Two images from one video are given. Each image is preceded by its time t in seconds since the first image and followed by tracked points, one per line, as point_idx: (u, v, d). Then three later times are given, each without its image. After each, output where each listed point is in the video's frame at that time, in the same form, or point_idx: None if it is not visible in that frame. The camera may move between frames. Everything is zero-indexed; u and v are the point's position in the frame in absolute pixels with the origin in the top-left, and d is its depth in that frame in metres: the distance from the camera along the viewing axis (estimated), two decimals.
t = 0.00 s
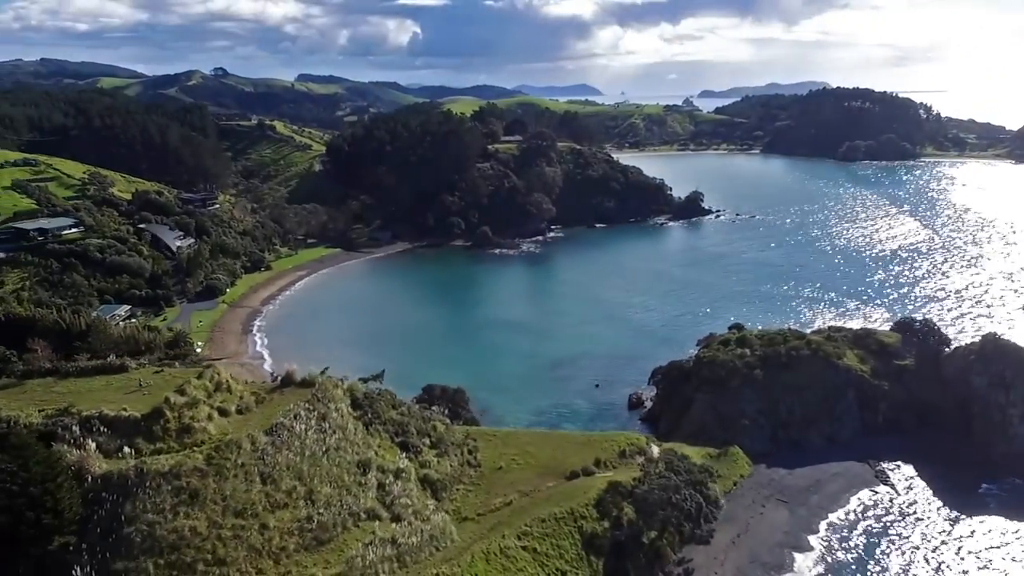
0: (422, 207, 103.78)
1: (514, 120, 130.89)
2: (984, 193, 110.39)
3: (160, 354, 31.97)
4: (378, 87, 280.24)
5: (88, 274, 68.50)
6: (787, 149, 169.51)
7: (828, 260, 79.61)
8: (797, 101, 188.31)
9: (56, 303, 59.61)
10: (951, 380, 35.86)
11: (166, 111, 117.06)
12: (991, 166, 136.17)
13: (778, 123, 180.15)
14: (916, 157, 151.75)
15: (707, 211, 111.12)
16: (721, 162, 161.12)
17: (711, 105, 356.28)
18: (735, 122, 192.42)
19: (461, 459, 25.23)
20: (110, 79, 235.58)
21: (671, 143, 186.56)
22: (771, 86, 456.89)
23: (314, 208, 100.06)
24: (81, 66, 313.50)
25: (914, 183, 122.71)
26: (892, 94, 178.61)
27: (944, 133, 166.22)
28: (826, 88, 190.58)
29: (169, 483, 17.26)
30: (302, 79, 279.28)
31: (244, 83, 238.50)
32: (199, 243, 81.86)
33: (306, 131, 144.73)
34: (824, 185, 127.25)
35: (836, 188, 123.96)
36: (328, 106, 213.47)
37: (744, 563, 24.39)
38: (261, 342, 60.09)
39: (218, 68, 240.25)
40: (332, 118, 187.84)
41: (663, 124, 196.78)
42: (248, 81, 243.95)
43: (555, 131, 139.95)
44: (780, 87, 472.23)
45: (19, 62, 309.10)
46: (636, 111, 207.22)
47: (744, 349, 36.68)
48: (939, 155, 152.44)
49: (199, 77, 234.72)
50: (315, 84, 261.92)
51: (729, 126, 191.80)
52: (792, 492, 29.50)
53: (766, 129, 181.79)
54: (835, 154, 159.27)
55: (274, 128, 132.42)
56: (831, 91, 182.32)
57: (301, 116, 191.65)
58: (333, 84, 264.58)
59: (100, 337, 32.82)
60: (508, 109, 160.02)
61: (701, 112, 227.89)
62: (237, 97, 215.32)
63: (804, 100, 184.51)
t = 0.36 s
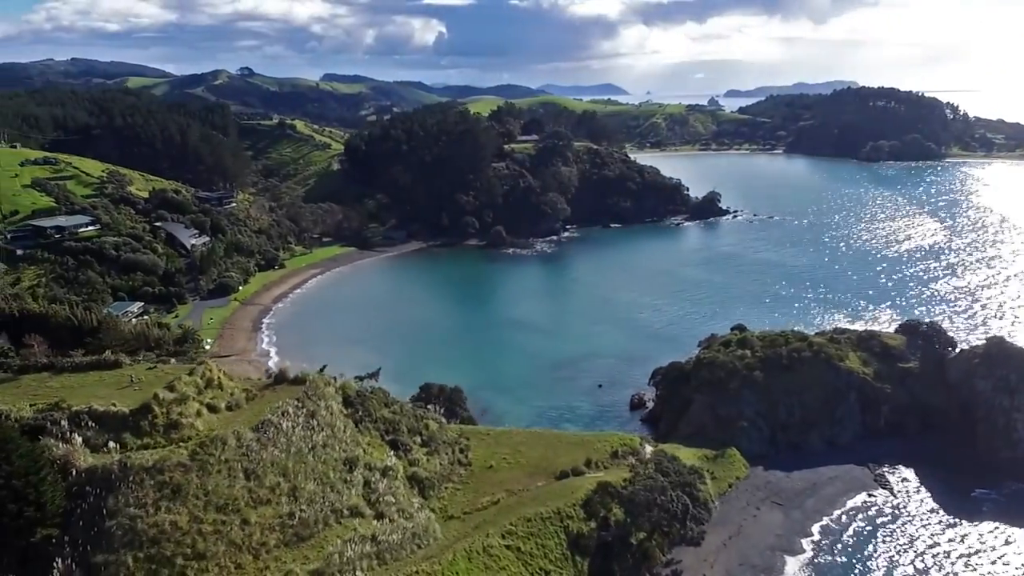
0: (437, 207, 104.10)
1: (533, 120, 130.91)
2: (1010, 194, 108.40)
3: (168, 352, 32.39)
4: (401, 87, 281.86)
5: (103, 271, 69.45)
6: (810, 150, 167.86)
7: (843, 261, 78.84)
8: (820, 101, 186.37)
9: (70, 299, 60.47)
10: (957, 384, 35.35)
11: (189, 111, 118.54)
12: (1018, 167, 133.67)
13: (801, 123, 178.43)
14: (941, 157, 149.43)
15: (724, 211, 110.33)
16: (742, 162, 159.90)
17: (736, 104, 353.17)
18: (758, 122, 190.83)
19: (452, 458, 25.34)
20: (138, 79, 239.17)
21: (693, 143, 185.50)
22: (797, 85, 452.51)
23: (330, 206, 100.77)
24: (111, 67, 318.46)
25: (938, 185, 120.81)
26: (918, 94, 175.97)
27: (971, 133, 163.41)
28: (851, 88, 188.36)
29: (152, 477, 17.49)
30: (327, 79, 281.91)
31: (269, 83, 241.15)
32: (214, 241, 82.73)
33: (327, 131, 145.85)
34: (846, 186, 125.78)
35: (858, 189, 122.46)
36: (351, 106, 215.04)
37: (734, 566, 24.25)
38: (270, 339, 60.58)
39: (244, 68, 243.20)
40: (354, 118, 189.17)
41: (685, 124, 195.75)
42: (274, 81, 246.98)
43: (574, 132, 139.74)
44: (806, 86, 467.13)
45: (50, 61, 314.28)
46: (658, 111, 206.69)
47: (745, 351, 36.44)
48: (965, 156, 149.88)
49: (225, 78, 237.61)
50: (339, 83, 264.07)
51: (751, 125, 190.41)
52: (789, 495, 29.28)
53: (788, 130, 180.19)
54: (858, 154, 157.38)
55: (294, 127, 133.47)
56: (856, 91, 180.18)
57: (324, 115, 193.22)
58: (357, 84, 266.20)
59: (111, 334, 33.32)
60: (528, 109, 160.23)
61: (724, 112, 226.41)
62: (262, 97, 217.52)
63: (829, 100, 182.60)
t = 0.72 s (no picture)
0: (454, 206, 104.31)
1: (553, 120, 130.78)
2: None
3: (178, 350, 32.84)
4: (427, 87, 283.64)
5: (119, 268, 70.48)
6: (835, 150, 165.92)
7: (861, 263, 77.83)
8: (848, 101, 184.03)
9: (86, 296, 61.41)
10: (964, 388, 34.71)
11: (212, 110, 120.05)
12: None
13: (827, 123, 176.49)
14: (969, 158, 146.83)
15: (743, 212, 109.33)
16: (766, 162, 158.45)
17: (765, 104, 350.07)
18: (784, 121, 189.16)
19: (444, 456, 25.48)
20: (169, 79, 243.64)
21: (717, 143, 184.36)
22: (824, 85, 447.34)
23: (347, 205, 101.41)
24: (144, 67, 323.31)
25: (965, 186, 118.62)
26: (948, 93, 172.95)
27: (1002, 133, 160.20)
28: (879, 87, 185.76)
29: (138, 472, 17.76)
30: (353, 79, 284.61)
31: (297, 83, 243.87)
32: (231, 239, 83.62)
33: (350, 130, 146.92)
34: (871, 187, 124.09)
35: (883, 190, 120.72)
36: (376, 106, 216.65)
37: (724, 569, 24.11)
38: (281, 337, 61.08)
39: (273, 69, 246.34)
40: (378, 117, 190.37)
41: (710, 124, 194.86)
42: (301, 81, 250.10)
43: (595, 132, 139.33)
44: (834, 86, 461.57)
45: (83, 62, 320.12)
46: (683, 111, 205.75)
47: (747, 353, 36.17)
48: (995, 156, 147.02)
49: (254, 78, 240.76)
50: (365, 84, 266.33)
51: (776, 125, 188.88)
52: (786, 499, 29.03)
53: (814, 129, 178.28)
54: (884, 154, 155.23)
55: (317, 126, 134.54)
56: (884, 91, 177.69)
57: (349, 114, 194.86)
58: (382, 85, 268.72)
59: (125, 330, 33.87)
60: (551, 110, 160.30)
61: (749, 111, 224.62)
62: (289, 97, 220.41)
63: (856, 100, 180.30)
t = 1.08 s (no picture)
0: (472, 201, 104.49)
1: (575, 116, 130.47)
2: None
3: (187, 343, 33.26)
4: (453, 83, 284.76)
5: (137, 262, 71.44)
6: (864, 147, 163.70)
7: (881, 262, 76.75)
8: (877, 97, 181.28)
9: (104, 289, 62.37)
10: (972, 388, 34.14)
11: (238, 106, 121.49)
12: None
13: (855, 120, 174.12)
14: (1001, 155, 143.93)
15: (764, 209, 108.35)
16: (792, 159, 156.75)
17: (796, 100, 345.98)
18: (812, 117, 187.08)
19: (437, 451, 25.66)
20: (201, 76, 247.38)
21: (743, 140, 183.08)
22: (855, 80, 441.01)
23: (366, 200, 102.04)
24: (176, 63, 328.37)
25: (995, 184, 116.34)
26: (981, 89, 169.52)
27: None
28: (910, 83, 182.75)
29: (127, 463, 18.07)
30: (380, 75, 286.60)
31: (325, 80, 246.15)
32: (249, 234, 84.48)
33: (374, 126, 147.66)
34: (898, 184, 122.22)
35: (910, 188, 118.80)
36: (403, 102, 217.89)
37: (715, 567, 24.07)
38: (293, 331, 61.61)
39: (301, 65, 249.60)
40: (404, 113, 191.36)
41: (736, 120, 193.38)
42: (330, 78, 252.95)
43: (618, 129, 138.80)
44: (865, 82, 454.99)
45: (117, 59, 325.78)
46: (709, 107, 204.36)
47: (751, 351, 35.94)
48: None
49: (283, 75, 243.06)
50: (392, 79, 267.90)
51: (804, 122, 186.81)
52: (783, 499, 28.83)
53: (843, 126, 176.02)
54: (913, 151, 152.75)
55: (340, 122, 135.58)
56: (914, 87, 174.82)
57: (376, 109, 196.29)
58: (410, 81, 270.53)
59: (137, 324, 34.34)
60: (575, 106, 160.05)
61: (777, 107, 222.33)
62: (317, 93, 222.76)
63: (886, 96, 177.59)
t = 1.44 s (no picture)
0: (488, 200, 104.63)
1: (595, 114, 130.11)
2: None
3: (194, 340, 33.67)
4: (478, 81, 285.45)
5: (153, 258, 72.34)
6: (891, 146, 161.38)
7: (898, 263, 75.62)
8: (906, 95, 178.54)
9: (119, 285, 63.21)
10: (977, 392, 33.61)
11: (260, 104, 122.69)
12: None
13: (883, 118, 171.72)
14: None
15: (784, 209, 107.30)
16: (816, 158, 155.08)
17: (824, 99, 341.62)
18: (839, 115, 184.82)
19: (429, 448, 25.77)
20: (230, 75, 250.53)
21: (768, 139, 181.57)
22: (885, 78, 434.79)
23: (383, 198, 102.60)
24: (207, 61, 332.98)
25: None
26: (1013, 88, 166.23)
27: None
28: (940, 81, 179.73)
29: (113, 456, 18.38)
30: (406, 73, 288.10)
31: (352, 78, 248.20)
32: (265, 231, 85.29)
33: (396, 124, 148.46)
34: (924, 184, 120.32)
35: (936, 187, 116.89)
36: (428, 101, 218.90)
37: (703, 569, 23.99)
38: (303, 328, 62.12)
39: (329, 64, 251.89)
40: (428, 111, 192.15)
41: (761, 119, 191.74)
42: (357, 76, 254.76)
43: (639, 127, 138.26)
44: (895, 80, 448.11)
45: (150, 57, 331.14)
46: (733, 105, 202.82)
47: (752, 351, 35.71)
48: None
49: (310, 73, 245.35)
50: (418, 78, 269.26)
51: (830, 120, 184.66)
52: (778, 501, 28.63)
53: (870, 124, 173.70)
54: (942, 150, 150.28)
55: (362, 120, 136.39)
56: (944, 85, 171.94)
57: (401, 107, 197.34)
58: (435, 79, 271.69)
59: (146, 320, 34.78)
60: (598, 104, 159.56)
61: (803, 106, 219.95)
62: (344, 91, 224.50)
63: (914, 94, 174.86)
